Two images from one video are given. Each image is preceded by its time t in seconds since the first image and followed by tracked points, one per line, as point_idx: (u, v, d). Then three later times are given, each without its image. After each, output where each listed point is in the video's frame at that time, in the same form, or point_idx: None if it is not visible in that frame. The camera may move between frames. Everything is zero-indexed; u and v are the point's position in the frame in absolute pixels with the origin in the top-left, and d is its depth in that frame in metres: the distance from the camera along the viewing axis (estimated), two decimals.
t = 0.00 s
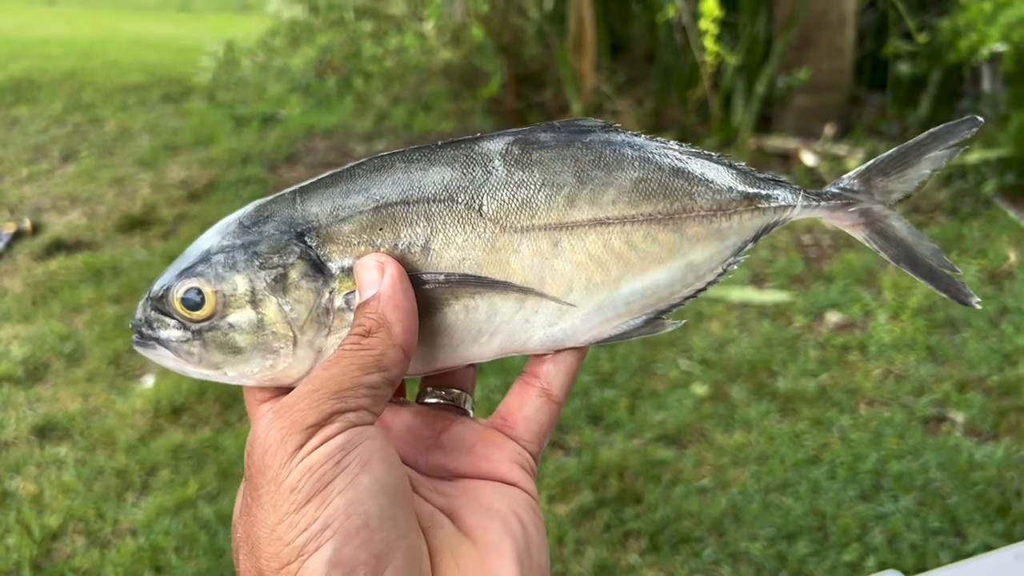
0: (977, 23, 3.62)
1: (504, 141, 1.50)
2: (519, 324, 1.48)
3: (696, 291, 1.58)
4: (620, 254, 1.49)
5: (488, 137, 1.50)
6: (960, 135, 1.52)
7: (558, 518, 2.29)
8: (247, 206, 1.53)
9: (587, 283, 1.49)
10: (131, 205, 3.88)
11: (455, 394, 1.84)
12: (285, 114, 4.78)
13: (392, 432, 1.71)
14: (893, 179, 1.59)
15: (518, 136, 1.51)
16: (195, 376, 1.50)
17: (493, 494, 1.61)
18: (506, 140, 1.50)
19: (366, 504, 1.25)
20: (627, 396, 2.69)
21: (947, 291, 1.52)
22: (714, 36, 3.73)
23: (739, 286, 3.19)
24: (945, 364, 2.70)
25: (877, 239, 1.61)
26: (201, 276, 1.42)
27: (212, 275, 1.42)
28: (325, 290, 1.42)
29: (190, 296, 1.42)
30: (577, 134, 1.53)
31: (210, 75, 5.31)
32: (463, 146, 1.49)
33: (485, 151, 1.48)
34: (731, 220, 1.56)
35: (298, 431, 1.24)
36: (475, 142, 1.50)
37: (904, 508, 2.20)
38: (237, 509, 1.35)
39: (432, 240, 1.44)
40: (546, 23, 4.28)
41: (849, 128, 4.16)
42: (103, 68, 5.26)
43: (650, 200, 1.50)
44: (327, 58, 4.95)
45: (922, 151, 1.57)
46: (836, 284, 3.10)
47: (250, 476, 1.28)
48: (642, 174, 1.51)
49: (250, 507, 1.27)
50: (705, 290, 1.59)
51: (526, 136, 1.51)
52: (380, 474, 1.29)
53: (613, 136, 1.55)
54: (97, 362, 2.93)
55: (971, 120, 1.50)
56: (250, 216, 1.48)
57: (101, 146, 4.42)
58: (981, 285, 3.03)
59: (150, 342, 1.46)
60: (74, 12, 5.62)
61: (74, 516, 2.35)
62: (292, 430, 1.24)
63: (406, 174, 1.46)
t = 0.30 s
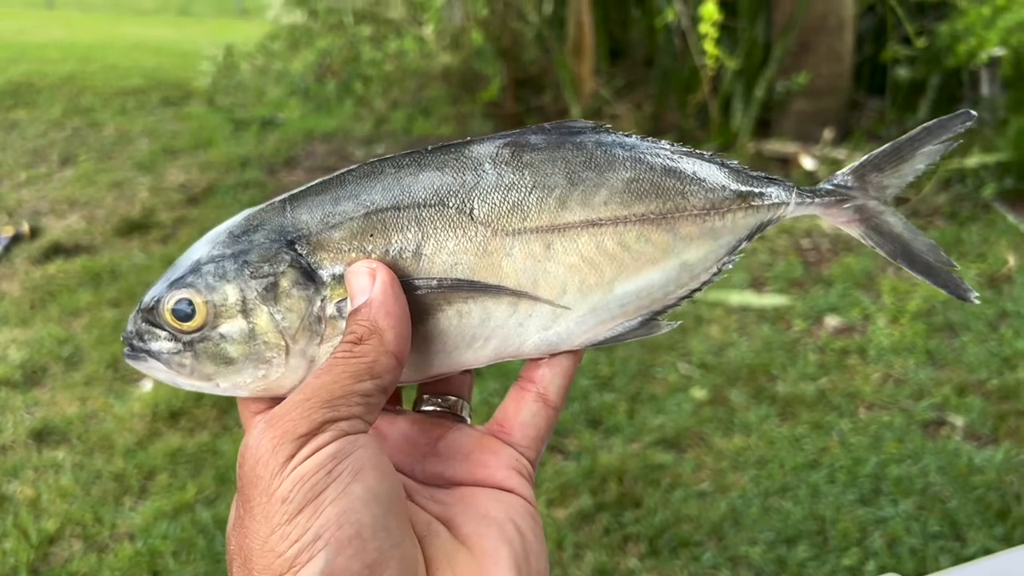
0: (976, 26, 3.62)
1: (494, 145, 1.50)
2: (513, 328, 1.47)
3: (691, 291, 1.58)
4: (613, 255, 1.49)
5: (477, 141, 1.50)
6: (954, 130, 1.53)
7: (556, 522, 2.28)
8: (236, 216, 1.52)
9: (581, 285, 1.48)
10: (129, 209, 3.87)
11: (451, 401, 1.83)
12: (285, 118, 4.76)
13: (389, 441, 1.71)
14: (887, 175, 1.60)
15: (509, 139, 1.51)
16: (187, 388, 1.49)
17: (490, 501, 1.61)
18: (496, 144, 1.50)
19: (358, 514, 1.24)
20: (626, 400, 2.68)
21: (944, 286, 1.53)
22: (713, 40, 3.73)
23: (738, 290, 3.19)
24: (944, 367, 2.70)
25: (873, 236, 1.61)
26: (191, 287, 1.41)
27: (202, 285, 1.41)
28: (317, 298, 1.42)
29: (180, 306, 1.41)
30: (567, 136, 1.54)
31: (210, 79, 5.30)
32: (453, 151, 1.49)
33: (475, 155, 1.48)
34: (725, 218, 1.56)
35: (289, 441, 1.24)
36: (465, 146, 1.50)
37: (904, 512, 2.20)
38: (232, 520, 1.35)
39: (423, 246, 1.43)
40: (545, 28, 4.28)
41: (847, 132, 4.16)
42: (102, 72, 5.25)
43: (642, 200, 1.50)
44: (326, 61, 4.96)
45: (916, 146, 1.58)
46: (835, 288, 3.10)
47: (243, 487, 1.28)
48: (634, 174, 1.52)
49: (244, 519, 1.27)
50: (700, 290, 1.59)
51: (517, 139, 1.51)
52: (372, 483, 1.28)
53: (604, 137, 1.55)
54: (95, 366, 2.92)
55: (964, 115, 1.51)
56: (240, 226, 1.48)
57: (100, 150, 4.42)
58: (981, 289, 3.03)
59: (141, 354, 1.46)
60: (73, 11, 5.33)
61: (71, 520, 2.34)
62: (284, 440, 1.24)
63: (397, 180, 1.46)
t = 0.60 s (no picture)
0: (975, 30, 3.63)
1: (499, 126, 1.49)
2: (533, 317, 1.48)
3: (717, 263, 1.58)
4: (631, 233, 1.49)
5: (481, 123, 1.50)
6: (986, 72, 1.51)
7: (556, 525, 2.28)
8: (239, 222, 1.52)
9: (600, 267, 1.49)
10: (128, 213, 3.87)
11: (481, 398, 1.84)
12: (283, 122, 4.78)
13: (416, 443, 1.72)
14: (917, 125, 1.59)
15: (513, 119, 1.51)
16: (203, 402, 1.50)
17: (520, 501, 1.61)
18: (501, 125, 1.49)
19: (382, 529, 1.25)
20: (625, 403, 2.68)
21: (986, 238, 1.51)
22: (712, 43, 3.74)
23: (736, 293, 3.19)
24: (944, 370, 2.70)
25: (905, 191, 1.60)
26: (199, 299, 1.42)
27: (210, 296, 1.41)
28: (327, 302, 1.42)
29: (189, 319, 1.41)
30: (575, 112, 1.53)
31: (208, 84, 5.30)
32: (456, 135, 1.49)
33: (481, 139, 1.48)
34: (746, 184, 1.56)
35: (306, 458, 1.24)
36: (469, 130, 1.50)
37: (903, 515, 2.19)
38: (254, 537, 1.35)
39: (433, 238, 1.43)
40: (544, 33, 4.35)
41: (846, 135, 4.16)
42: (100, 76, 5.26)
43: (658, 172, 1.50)
44: (325, 66, 4.86)
45: (946, 92, 1.57)
46: (834, 291, 3.10)
47: (264, 505, 1.29)
48: (647, 146, 1.51)
49: (267, 538, 1.28)
50: (725, 262, 1.60)
51: (522, 119, 1.51)
52: (393, 496, 1.28)
53: (614, 110, 1.54)
54: (93, 370, 2.92)
55: (995, 55, 1.49)
56: (244, 233, 1.48)
57: (99, 154, 4.42)
58: (979, 291, 3.03)
59: (154, 371, 1.46)
60: (74, 17, 5.45)
61: (70, 524, 2.34)
62: (301, 457, 1.24)
63: (400, 172, 1.45)
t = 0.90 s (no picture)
0: (970, 33, 3.65)
1: (496, 142, 1.50)
2: (532, 332, 1.48)
3: (715, 277, 1.58)
4: (629, 247, 1.50)
5: (478, 139, 1.51)
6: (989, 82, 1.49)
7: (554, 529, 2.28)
8: (239, 239, 1.53)
9: (598, 282, 1.49)
10: (126, 218, 3.88)
11: (481, 411, 1.84)
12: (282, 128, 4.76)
13: (417, 458, 1.73)
14: (918, 136, 1.57)
15: (510, 135, 1.51)
16: (204, 418, 1.50)
17: (520, 515, 1.61)
18: (498, 141, 1.50)
19: (379, 548, 1.24)
20: (623, 406, 2.69)
21: (989, 248, 1.51)
22: (709, 47, 3.76)
23: (734, 296, 3.19)
24: (940, 372, 2.70)
25: (907, 203, 1.59)
26: (199, 316, 1.42)
27: (210, 313, 1.42)
28: (326, 318, 1.42)
29: (189, 336, 1.42)
30: (573, 127, 1.54)
31: (207, 89, 5.31)
32: (454, 152, 1.50)
33: (478, 154, 1.49)
34: (745, 198, 1.56)
35: (303, 477, 1.24)
36: (466, 146, 1.50)
37: (900, 518, 2.20)
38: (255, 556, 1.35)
39: (431, 254, 1.44)
40: (542, 37, 4.33)
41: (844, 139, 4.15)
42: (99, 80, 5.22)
43: (656, 187, 1.51)
44: (323, 71, 4.81)
45: (949, 102, 1.55)
46: (831, 294, 3.11)
47: (263, 524, 1.29)
48: (645, 161, 1.51)
49: (266, 556, 1.28)
50: (724, 276, 1.60)
51: (518, 135, 1.51)
52: (390, 513, 1.28)
53: (611, 125, 1.55)
54: (92, 375, 2.92)
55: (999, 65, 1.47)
56: (243, 249, 1.48)
57: (98, 159, 4.42)
58: (976, 294, 3.04)
59: (155, 388, 1.46)
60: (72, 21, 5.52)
61: (68, 529, 2.34)
62: (299, 475, 1.24)
63: (398, 188, 1.46)
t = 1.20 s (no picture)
0: (968, 35, 3.63)
1: (481, 142, 1.50)
2: (520, 331, 1.49)
3: (702, 274, 1.58)
4: (615, 245, 1.50)
5: (463, 140, 1.51)
6: (977, 70, 1.51)
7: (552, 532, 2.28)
8: (228, 243, 1.53)
9: (585, 281, 1.49)
10: (125, 222, 3.88)
11: (474, 411, 1.86)
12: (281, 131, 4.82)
13: (408, 458, 1.73)
14: (908, 126, 1.60)
15: (494, 135, 1.51)
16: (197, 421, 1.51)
17: (509, 516, 1.61)
18: (482, 141, 1.50)
19: (363, 551, 1.24)
20: (622, 409, 2.69)
21: (982, 237, 1.52)
22: (706, 50, 3.76)
23: (733, 298, 3.19)
24: (939, 374, 2.70)
25: (897, 194, 1.60)
26: (188, 320, 1.42)
27: (198, 318, 1.42)
28: (314, 321, 1.42)
29: (179, 341, 1.42)
30: (558, 126, 1.54)
31: (205, 93, 5.29)
32: (439, 153, 1.50)
33: (463, 155, 1.49)
34: (731, 194, 1.56)
35: (289, 480, 1.25)
36: (451, 146, 1.50)
37: (899, 520, 2.20)
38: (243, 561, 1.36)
39: (417, 256, 1.44)
40: (540, 39, 4.38)
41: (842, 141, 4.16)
42: (99, 87, 5.23)
43: (641, 184, 1.51)
44: (322, 74, 4.91)
45: (937, 92, 1.57)
46: (830, 296, 3.11)
47: (250, 527, 1.29)
48: (630, 158, 1.51)
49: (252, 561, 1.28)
50: (712, 272, 1.60)
51: (502, 135, 1.51)
52: (375, 516, 1.28)
53: (596, 123, 1.55)
54: (90, 380, 2.92)
55: (987, 53, 1.50)
56: (231, 254, 1.48)
57: (97, 163, 4.43)
58: (975, 295, 3.04)
59: (148, 392, 1.48)
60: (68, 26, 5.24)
61: (67, 533, 2.34)
62: (284, 480, 1.25)
63: (384, 190, 1.46)
